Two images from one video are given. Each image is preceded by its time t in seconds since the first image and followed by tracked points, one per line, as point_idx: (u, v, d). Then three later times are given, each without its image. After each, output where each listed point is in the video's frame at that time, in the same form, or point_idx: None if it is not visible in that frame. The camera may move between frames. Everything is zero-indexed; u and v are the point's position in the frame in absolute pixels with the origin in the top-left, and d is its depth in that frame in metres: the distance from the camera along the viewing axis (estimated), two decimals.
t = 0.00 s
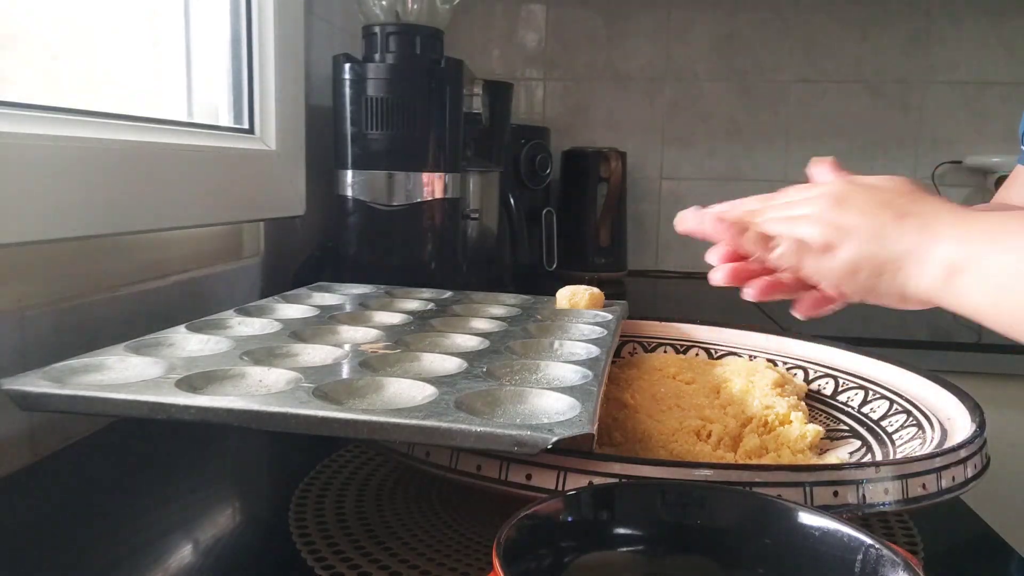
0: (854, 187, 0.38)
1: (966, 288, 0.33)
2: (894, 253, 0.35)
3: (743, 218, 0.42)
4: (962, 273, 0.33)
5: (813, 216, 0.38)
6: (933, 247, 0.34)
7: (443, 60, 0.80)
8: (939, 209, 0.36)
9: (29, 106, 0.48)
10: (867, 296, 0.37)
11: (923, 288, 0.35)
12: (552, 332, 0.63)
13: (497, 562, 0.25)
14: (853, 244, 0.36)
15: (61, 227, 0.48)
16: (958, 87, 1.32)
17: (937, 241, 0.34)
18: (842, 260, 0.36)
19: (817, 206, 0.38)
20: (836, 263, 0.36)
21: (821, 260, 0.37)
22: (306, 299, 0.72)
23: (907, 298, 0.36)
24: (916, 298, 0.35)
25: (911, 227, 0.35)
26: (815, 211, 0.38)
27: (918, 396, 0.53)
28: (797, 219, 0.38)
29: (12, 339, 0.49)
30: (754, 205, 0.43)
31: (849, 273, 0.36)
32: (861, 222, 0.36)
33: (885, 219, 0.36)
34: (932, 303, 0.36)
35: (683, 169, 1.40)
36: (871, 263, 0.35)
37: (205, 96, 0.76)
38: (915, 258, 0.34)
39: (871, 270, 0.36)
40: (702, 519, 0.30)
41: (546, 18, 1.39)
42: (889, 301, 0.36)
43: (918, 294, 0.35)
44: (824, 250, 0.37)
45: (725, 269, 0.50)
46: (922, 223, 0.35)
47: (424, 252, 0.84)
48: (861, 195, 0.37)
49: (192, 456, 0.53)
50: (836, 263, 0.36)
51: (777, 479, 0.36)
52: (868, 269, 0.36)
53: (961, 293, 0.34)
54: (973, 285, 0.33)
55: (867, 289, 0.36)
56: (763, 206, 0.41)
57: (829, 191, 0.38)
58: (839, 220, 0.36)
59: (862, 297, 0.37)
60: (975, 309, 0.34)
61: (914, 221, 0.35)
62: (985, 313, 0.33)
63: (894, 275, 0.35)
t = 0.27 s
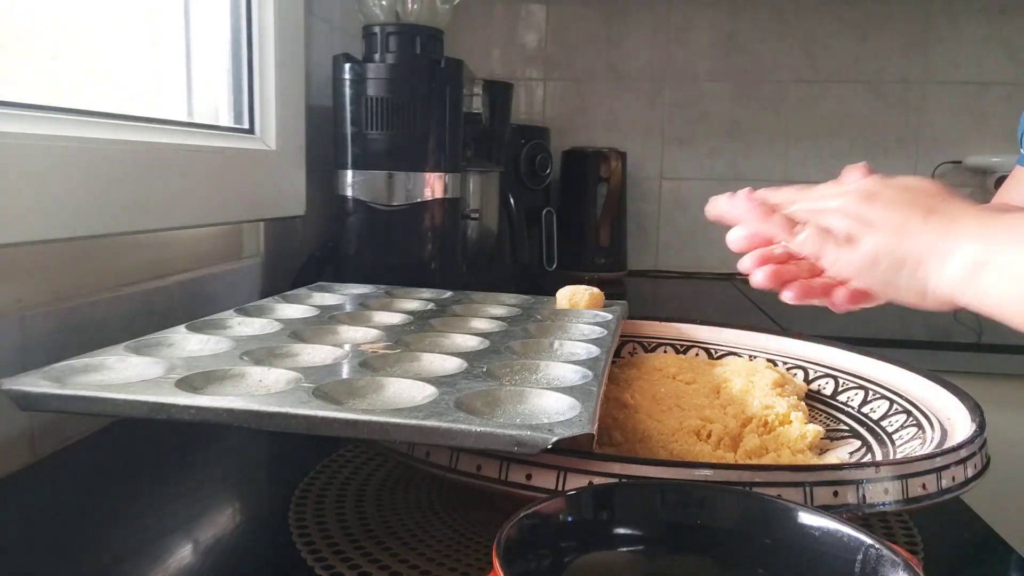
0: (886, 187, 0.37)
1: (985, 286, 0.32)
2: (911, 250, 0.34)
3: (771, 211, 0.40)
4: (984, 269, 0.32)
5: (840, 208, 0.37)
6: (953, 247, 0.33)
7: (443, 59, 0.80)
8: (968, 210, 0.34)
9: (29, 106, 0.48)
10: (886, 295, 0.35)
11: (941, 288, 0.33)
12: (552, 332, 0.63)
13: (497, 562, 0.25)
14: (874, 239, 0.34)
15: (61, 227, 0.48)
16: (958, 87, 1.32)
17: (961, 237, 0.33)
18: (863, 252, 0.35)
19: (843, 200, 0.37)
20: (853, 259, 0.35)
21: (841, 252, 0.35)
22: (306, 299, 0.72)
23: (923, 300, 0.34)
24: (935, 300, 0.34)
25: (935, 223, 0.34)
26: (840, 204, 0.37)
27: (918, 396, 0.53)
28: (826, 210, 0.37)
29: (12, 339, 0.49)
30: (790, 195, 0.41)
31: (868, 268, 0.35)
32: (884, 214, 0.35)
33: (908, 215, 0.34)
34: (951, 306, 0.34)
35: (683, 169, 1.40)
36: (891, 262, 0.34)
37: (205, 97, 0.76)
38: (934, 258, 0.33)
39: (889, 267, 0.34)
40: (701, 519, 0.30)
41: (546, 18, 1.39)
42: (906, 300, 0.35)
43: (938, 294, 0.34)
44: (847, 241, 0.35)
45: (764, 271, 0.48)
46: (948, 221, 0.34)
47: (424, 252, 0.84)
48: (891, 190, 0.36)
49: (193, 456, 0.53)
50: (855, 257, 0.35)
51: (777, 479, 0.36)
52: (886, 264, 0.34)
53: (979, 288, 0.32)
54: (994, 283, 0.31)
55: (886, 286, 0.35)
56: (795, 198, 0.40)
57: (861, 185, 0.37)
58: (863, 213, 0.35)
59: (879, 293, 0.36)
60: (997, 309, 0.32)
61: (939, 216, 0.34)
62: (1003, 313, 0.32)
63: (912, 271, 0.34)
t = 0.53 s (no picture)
0: (810, 184, 0.39)
1: (948, 263, 0.35)
2: (859, 239, 0.37)
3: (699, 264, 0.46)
4: (943, 247, 0.35)
5: (763, 220, 0.40)
6: (904, 227, 0.36)
7: (443, 59, 0.80)
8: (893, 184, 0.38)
9: (29, 106, 0.48)
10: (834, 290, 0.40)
11: (913, 267, 0.36)
12: (552, 332, 0.63)
13: (497, 561, 0.25)
14: (814, 243, 0.38)
15: (61, 227, 0.48)
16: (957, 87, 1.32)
17: (912, 214, 0.36)
18: (797, 263, 0.39)
19: (764, 201, 0.40)
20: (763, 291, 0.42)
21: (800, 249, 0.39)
22: (306, 299, 0.72)
23: (888, 279, 0.38)
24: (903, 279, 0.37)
25: (866, 206, 0.37)
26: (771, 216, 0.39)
27: (918, 396, 0.53)
28: (764, 233, 0.40)
29: (12, 339, 0.49)
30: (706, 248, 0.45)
31: (821, 271, 0.39)
32: (815, 216, 0.38)
33: (837, 201, 0.38)
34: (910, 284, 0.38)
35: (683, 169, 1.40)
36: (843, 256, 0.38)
37: (205, 97, 0.76)
38: (885, 242, 0.37)
39: (844, 260, 0.38)
40: (702, 519, 0.30)
41: (546, 18, 1.39)
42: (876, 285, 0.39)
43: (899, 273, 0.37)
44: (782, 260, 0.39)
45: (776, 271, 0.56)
46: (880, 204, 0.37)
47: (424, 252, 0.84)
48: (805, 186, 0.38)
49: (193, 456, 0.53)
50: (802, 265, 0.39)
51: (777, 478, 0.36)
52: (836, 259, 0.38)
53: (943, 257, 0.35)
54: (955, 260, 0.35)
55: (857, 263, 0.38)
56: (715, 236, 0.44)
57: (774, 183, 0.39)
58: (797, 220, 0.38)
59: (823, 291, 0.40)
60: (975, 287, 0.34)
61: (867, 202, 0.37)
62: (964, 290, 0.35)
63: (853, 258, 0.38)
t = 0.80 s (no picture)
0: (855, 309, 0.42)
1: (986, 357, 0.36)
2: (904, 346, 0.39)
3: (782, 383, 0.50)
4: (976, 343, 0.36)
5: (819, 342, 0.43)
6: (942, 329, 0.37)
7: (443, 60, 0.80)
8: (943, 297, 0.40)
9: (30, 106, 0.48)
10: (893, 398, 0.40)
11: (958, 366, 0.37)
12: (552, 332, 0.63)
13: (497, 561, 0.25)
14: (863, 348, 0.41)
15: (61, 227, 0.48)
16: (957, 87, 1.32)
17: (952, 317, 0.37)
18: (852, 371, 0.41)
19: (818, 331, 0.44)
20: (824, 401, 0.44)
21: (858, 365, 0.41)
22: (306, 299, 0.72)
23: (939, 386, 0.38)
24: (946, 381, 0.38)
25: (915, 317, 0.39)
26: (821, 338, 0.43)
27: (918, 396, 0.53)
28: (823, 351, 0.43)
29: (12, 339, 0.49)
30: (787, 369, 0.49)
31: (875, 375, 0.40)
32: (866, 336, 0.41)
33: (886, 314, 0.40)
34: (964, 389, 0.38)
35: (683, 169, 1.40)
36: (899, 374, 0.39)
37: (205, 97, 0.76)
38: (926, 341, 0.38)
39: (896, 368, 0.39)
40: (701, 519, 0.30)
41: (546, 18, 1.39)
42: (927, 394, 0.39)
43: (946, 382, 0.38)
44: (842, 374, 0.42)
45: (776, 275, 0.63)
46: (931, 312, 0.39)
47: (424, 252, 0.84)
48: (857, 310, 0.42)
49: (194, 456, 0.53)
50: (856, 371, 0.41)
51: (777, 479, 0.36)
52: (888, 367, 0.40)
53: (983, 356, 0.36)
54: (993, 357, 0.35)
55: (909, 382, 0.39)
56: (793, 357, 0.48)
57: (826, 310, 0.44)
58: (845, 338, 0.42)
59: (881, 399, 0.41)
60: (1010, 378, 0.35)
61: (915, 310, 0.39)
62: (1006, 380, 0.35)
63: (902, 364, 0.39)
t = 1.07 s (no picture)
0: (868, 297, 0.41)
1: (980, 352, 0.35)
2: (902, 330, 0.37)
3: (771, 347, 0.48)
4: (974, 338, 0.35)
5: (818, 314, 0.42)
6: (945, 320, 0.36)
7: (443, 60, 0.80)
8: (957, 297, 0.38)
9: (30, 107, 0.49)
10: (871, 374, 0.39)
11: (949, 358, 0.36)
12: (552, 332, 0.63)
13: (497, 561, 0.25)
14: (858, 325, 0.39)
15: (60, 227, 0.48)
16: (957, 87, 1.32)
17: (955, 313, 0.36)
18: (845, 341, 0.39)
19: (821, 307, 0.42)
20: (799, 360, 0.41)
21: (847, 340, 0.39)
22: (306, 299, 0.72)
23: (924, 376, 0.37)
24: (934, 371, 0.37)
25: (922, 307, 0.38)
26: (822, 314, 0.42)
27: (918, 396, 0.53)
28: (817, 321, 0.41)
29: (12, 339, 0.49)
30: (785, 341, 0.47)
31: (868, 348, 0.38)
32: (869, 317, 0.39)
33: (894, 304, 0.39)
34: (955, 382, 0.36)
35: (683, 169, 1.40)
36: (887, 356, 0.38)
37: (205, 97, 0.76)
38: (925, 329, 0.37)
39: (887, 347, 0.38)
40: (701, 519, 0.30)
41: (546, 18, 1.39)
42: (910, 378, 0.38)
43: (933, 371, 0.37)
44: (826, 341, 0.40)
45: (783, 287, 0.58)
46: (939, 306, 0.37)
47: (424, 252, 0.84)
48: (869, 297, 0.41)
49: (194, 456, 0.53)
50: (849, 341, 0.39)
51: (777, 479, 0.36)
52: (878, 344, 0.38)
53: (977, 350, 0.35)
54: (990, 353, 0.34)
55: (894, 364, 0.38)
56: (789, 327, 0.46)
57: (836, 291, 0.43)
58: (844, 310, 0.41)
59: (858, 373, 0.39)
60: (995, 374, 0.34)
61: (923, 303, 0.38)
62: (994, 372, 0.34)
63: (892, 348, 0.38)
